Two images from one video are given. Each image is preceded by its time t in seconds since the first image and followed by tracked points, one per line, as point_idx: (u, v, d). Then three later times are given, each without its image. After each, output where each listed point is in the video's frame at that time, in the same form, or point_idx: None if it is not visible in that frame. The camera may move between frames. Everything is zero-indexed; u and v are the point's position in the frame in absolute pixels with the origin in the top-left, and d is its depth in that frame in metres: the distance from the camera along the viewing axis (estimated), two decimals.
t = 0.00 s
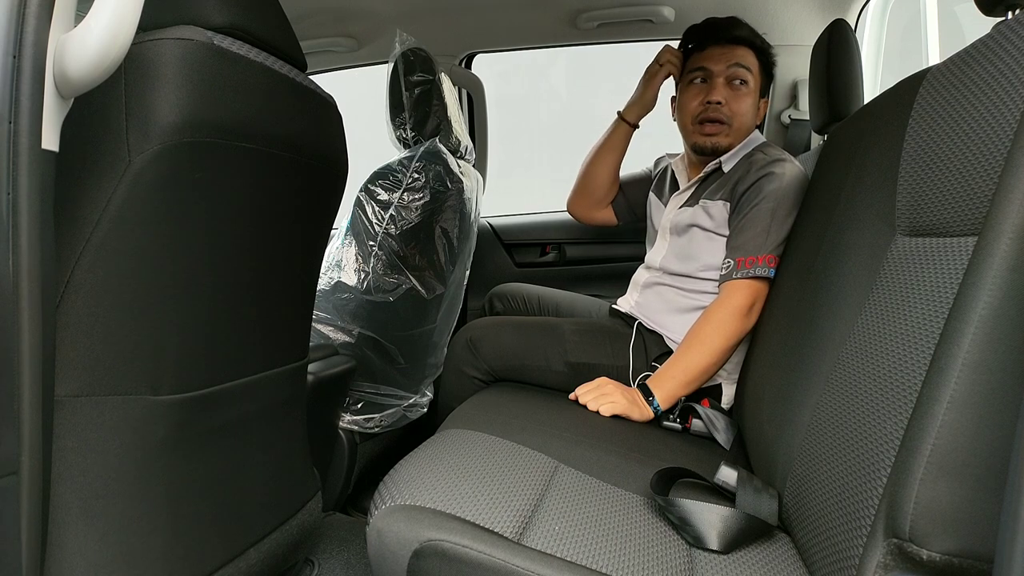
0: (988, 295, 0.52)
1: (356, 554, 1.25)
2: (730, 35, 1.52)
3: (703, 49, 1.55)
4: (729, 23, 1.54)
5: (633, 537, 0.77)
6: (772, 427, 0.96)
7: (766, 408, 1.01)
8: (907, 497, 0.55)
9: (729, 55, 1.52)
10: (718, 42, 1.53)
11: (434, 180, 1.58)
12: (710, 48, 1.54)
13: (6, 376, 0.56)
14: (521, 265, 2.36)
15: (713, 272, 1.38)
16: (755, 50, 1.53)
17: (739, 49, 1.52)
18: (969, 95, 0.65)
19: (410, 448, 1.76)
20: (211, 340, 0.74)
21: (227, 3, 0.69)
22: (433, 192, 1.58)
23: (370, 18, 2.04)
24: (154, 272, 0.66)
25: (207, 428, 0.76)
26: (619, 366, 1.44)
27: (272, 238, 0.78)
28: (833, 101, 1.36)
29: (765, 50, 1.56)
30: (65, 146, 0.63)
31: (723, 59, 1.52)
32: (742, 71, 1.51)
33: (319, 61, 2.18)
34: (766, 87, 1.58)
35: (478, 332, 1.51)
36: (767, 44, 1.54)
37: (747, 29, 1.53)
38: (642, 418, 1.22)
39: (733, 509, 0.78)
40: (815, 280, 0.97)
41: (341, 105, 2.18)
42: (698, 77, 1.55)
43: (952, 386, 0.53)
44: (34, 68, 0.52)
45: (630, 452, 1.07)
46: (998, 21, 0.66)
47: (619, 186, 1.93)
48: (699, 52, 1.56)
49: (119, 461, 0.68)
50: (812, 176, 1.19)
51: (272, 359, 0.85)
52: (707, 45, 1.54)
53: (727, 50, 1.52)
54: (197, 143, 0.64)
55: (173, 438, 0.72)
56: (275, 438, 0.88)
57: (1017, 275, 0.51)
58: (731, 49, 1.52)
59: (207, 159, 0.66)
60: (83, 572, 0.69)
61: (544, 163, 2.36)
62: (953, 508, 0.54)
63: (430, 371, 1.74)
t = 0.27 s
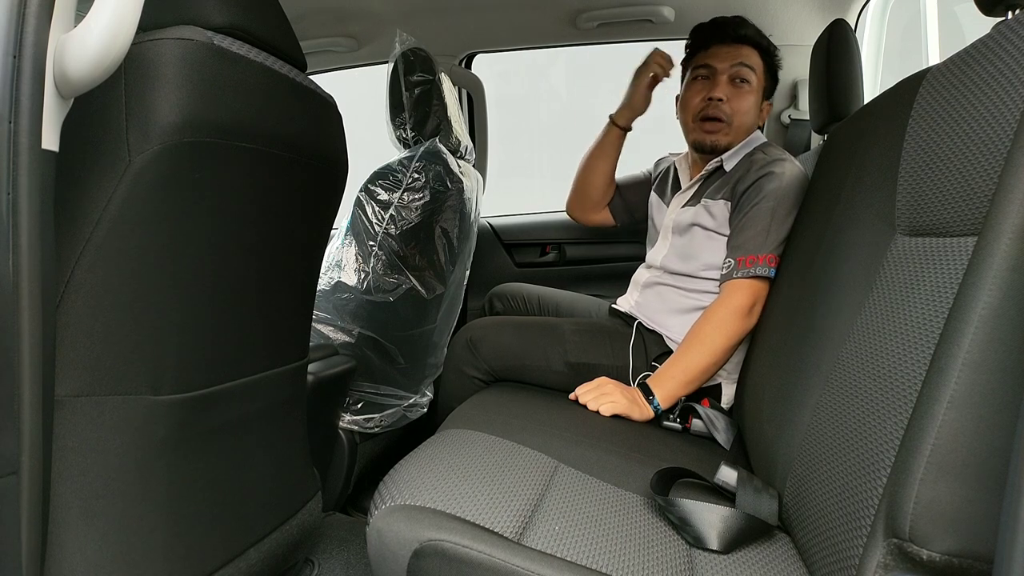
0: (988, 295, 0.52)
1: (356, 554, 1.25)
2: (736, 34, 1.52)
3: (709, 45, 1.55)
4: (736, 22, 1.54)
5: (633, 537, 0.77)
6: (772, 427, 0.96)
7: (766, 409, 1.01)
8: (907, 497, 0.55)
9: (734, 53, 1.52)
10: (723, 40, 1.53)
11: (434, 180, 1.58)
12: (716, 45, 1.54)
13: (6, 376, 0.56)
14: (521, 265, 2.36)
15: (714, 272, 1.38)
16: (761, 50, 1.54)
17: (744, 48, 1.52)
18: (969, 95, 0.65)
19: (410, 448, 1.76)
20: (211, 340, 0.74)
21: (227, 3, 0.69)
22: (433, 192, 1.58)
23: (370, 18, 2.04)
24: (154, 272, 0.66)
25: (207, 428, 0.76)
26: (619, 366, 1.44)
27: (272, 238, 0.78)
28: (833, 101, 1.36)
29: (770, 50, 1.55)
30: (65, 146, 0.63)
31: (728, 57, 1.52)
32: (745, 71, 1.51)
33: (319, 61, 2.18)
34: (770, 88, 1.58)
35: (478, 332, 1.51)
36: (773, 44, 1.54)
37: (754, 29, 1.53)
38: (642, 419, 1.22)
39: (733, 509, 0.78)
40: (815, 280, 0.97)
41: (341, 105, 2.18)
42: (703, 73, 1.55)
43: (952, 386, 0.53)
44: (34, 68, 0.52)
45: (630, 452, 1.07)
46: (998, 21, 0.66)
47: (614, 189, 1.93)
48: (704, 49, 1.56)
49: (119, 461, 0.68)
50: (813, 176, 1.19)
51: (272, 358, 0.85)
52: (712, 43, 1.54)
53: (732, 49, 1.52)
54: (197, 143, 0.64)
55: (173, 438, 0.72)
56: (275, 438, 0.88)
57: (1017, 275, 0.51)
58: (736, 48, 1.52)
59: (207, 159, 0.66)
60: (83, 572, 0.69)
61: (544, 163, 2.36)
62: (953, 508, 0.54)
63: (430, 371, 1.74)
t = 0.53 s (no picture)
0: (988, 295, 0.52)
1: (356, 554, 1.25)
2: (733, 34, 1.53)
3: (706, 46, 1.57)
4: (734, 23, 1.56)
5: (633, 537, 0.77)
6: (772, 427, 0.96)
7: (766, 408, 1.01)
8: (907, 497, 0.55)
9: (730, 53, 1.53)
10: (719, 39, 1.55)
11: (434, 180, 1.58)
12: (713, 45, 1.55)
13: (6, 376, 0.56)
14: (521, 265, 2.35)
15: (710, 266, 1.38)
16: (758, 52, 1.54)
17: (740, 49, 1.54)
18: (969, 95, 0.65)
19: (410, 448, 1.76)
20: (211, 340, 0.74)
21: (227, 3, 0.69)
22: (433, 192, 1.58)
23: (370, 18, 2.04)
24: (154, 272, 0.66)
25: (207, 428, 0.76)
26: (619, 366, 1.44)
27: (272, 238, 0.78)
28: (832, 100, 1.36)
29: (768, 52, 1.56)
30: (65, 146, 0.63)
31: (724, 56, 1.53)
32: (740, 70, 1.52)
33: (319, 61, 2.18)
34: (766, 89, 1.58)
35: (478, 331, 1.51)
36: (771, 46, 1.55)
37: (751, 31, 1.54)
38: (646, 415, 1.22)
39: (733, 509, 0.78)
40: (815, 280, 0.97)
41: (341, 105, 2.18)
42: (698, 71, 1.56)
43: (952, 386, 0.53)
44: (34, 68, 0.52)
45: (630, 452, 1.07)
46: (998, 21, 0.66)
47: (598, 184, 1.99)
48: (702, 49, 1.58)
49: (119, 461, 0.68)
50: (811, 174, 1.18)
51: (273, 359, 0.85)
52: (709, 42, 1.56)
53: (728, 49, 1.54)
54: (197, 143, 0.64)
55: (173, 437, 0.72)
56: (275, 438, 0.88)
57: (1017, 275, 0.51)
58: (732, 49, 1.54)
59: (207, 159, 0.66)
60: (83, 572, 0.69)
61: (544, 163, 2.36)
62: (954, 508, 0.54)
63: (430, 371, 1.74)
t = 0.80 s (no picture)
0: (989, 295, 0.52)
1: (356, 554, 1.25)
2: (728, 32, 1.52)
3: (700, 45, 1.56)
4: (729, 20, 1.54)
5: (633, 536, 0.77)
6: (772, 427, 0.96)
7: (766, 408, 1.01)
8: (907, 497, 0.55)
9: (726, 52, 1.52)
10: (715, 38, 1.54)
11: (434, 180, 1.58)
12: (708, 44, 1.55)
13: (7, 376, 0.56)
14: (521, 265, 2.36)
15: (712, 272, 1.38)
16: (755, 48, 1.53)
17: (736, 46, 1.53)
18: (969, 95, 0.65)
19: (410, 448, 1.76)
20: (211, 340, 0.74)
21: (227, 3, 0.69)
22: (433, 192, 1.58)
23: (370, 18, 2.04)
24: (153, 272, 0.66)
25: (206, 429, 0.76)
26: (619, 366, 1.44)
27: (272, 238, 0.78)
28: (833, 100, 1.36)
29: (766, 47, 1.54)
30: (64, 146, 0.63)
31: (720, 56, 1.53)
32: (737, 69, 1.52)
33: (319, 61, 2.18)
34: (766, 84, 1.57)
35: (478, 332, 1.51)
36: (768, 42, 1.54)
37: (747, 27, 1.53)
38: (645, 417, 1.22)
39: (733, 509, 0.78)
40: (815, 280, 0.97)
41: (341, 105, 2.18)
42: (695, 72, 1.56)
43: (952, 386, 0.53)
44: (34, 68, 0.52)
45: (630, 452, 1.07)
46: (998, 21, 0.65)
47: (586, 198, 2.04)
48: (698, 48, 1.57)
49: (119, 461, 0.68)
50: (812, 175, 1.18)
51: (273, 359, 0.85)
52: (705, 41, 1.55)
53: (724, 47, 1.53)
54: (197, 143, 0.64)
55: (173, 437, 0.72)
56: (275, 438, 0.88)
57: (1017, 275, 0.51)
58: (728, 47, 1.53)
59: (207, 159, 0.66)
60: (83, 572, 0.69)
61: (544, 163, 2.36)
62: (954, 507, 0.54)
63: (430, 371, 1.74)
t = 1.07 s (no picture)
0: (988, 295, 0.52)
1: (356, 554, 1.25)
2: (744, 32, 1.51)
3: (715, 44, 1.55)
4: (744, 19, 1.53)
5: (633, 537, 0.77)
6: (772, 427, 0.96)
7: (766, 409, 1.01)
8: (907, 497, 0.55)
9: (742, 52, 1.51)
10: (730, 37, 1.52)
11: (435, 180, 1.58)
12: (722, 43, 1.53)
13: (6, 376, 0.56)
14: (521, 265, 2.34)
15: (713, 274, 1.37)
16: (769, 49, 1.53)
17: (752, 47, 1.52)
18: (969, 95, 0.65)
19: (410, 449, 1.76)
20: (211, 340, 0.74)
21: (227, 2, 0.69)
22: (433, 192, 1.58)
23: (370, 18, 2.04)
24: (153, 272, 0.66)
25: (206, 428, 0.76)
26: (619, 366, 1.44)
27: (271, 238, 0.78)
28: (832, 100, 1.36)
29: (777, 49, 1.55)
30: (64, 146, 0.63)
31: (735, 55, 1.51)
32: (752, 71, 1.51)
33: (320, 61, 2.18)
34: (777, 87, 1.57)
35: (478, 333, 1.51)
36: (783, 43, 1.53)
37: (762, 27, 1.52)
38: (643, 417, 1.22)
39: (733, 509, 0.78)
40: (815, 280, 0.97)
41: (341, 105, 2.19)
42: (708, 71, 1.54)
43: (952, 386, 0.53)
44: (34, 68, 0.52)
45: (630, 452, 1.07)
46: (998, 21, 0.65)
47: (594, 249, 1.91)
48: (710, 47, 1.55)
49: (119, 461, 0.68)
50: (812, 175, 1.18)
51: (273, 359, 0.85)
52: (719, 40, 1.53)
53: (739, 47, 1.52)
54: (197, 143, 0.64)
55: (173, 437, 0.72)
56: (275, 438, 0.88)
57: (1017, 275, 0.51)
58: (743, 47, 1.52)
59: (207, 159, 0.66)
60: (83, 572, 0.69)
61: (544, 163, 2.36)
62: (954, 507, 0.54)
63: (430, 371, 1.74)
